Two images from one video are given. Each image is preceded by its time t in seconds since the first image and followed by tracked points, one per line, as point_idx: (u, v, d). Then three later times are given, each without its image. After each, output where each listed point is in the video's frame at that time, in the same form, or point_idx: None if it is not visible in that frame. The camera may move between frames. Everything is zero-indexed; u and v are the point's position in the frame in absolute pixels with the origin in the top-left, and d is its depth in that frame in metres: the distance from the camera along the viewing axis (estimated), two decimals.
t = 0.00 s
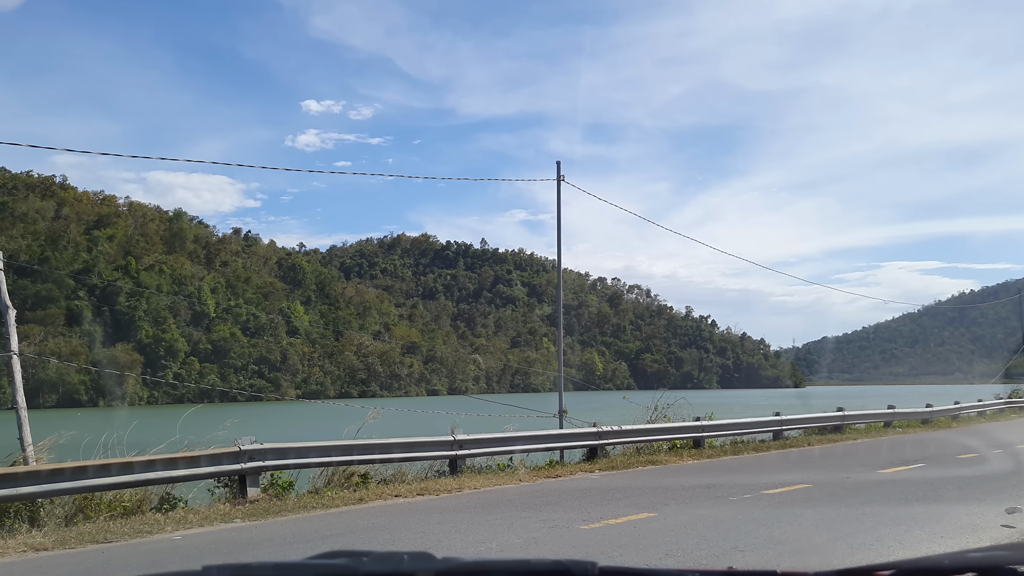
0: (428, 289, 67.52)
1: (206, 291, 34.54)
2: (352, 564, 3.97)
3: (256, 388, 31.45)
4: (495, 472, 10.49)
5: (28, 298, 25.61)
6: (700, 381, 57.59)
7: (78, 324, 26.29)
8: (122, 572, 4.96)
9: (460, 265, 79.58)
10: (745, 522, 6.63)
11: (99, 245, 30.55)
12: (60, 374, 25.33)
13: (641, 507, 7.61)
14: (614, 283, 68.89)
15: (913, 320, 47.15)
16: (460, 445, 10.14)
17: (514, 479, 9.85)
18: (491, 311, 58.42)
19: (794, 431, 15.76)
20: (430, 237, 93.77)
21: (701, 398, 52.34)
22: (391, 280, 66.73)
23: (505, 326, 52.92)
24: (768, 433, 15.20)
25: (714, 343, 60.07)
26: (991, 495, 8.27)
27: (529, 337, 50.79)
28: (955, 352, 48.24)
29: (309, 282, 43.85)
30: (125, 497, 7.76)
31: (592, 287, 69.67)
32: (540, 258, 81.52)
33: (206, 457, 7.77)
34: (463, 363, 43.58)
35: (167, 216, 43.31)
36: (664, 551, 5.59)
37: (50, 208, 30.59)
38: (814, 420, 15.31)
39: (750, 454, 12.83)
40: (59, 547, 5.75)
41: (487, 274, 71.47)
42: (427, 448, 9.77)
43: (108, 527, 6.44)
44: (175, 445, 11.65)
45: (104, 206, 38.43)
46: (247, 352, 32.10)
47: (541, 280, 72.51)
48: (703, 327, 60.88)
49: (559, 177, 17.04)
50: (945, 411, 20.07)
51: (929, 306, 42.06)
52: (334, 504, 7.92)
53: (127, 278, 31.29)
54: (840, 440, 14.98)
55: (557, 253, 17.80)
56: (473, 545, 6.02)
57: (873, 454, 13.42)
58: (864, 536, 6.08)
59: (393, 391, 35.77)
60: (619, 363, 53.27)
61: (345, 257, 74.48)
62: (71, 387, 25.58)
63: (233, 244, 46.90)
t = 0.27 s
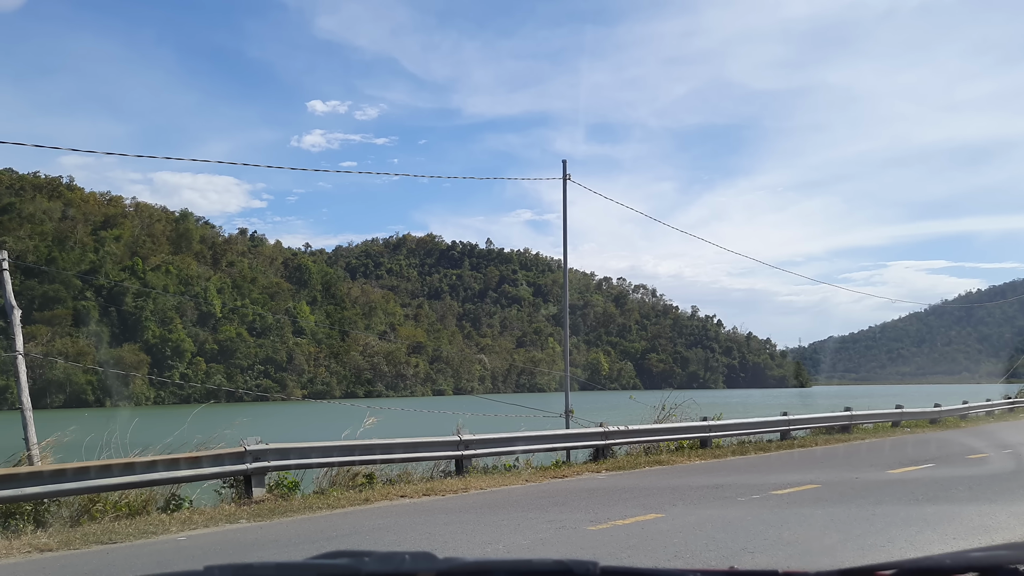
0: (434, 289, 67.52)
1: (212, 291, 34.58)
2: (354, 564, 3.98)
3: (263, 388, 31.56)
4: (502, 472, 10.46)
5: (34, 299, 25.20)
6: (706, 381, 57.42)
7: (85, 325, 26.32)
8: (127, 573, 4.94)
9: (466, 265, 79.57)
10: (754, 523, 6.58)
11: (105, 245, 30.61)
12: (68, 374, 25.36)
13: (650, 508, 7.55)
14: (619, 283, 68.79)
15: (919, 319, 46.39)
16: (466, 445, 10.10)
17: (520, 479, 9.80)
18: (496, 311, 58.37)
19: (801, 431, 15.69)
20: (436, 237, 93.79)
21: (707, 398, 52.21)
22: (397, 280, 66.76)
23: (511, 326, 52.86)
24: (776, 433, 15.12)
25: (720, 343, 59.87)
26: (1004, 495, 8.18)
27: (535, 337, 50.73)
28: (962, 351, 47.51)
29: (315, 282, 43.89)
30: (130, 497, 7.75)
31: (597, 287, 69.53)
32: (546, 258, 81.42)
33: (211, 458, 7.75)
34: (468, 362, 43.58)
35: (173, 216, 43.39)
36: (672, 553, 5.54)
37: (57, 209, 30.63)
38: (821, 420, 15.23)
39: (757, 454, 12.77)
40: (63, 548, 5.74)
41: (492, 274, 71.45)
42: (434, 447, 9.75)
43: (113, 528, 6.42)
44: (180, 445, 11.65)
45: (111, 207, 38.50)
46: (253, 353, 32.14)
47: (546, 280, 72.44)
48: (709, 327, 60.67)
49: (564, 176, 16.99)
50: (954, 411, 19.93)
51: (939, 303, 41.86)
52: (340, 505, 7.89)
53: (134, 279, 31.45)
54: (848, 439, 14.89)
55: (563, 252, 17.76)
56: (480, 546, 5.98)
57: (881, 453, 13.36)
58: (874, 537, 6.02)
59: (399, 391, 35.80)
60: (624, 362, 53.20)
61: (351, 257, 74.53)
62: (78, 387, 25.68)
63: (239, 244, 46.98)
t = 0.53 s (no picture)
0: (439, 289, 67.59)
1: (218, 291, 34.64)
2: (355, 564, 3.98)
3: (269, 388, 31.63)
4: (507, 473, 10.42)
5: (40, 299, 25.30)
6: (712, 381, 57.31)
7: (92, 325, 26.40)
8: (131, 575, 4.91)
9: (471, 265, 79.62)
10: (763, 524, 6.50)
11: (112, 246, 30.69)
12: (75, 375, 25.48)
13: (657, 509, 7.48)
14: (625, 283, 68.69)
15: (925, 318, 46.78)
16: (471, 445, 10.06)
17: (526, 480, 9.75)
18: (501, 311, 58.38)
19: (808, 431, 15.61)
20: (441, 237, 93.89)
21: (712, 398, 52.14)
22: (402, 280, 66.83)
23: (516, 326, 52.86)
24: (783, 433, 15.05)
25: (726, 343, 59.75)
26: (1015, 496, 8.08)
27: (540, 337, 50.62)
28: (967, 351, 47.78)
29: (321, 282, 43.93)
30: (134, 498, 7.73)
31: (602, 287, 69.46)
32: (551, 258, 81.36)
33: (215, 458, 7.72)
34: (474, 362, 43.56)
35: (179, 217, 43.53)
36: (680, 555, 5.48)
37: (63, 210, 30.70)
38: (829, 420, 15.16)
39: (765, 454, 12.70)
40: (67, 549, 5.72)
41: (497, 274, 71.45)
42: (439, 447, 9.71)
43: (117, 529, 6.39)
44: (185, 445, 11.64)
45: (117, 208, 38.62)
46: (259, 353, 32.21)
47: (552, 279, 72.42)
48: (715, 327, 60.54)
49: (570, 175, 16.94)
50: (961, 410, 19.84)
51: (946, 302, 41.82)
52: (345, 505, 7.86)
53: (141, 280, 31.36)
54: (855, 439, 14.81)
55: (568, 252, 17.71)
56: (486, 548, 5.92)
57: (889, 454, 13.27)
58: (885, 539, 5.95)
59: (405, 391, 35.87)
60: (629, 362, 53.19)
61: (357, 257, 74.64)
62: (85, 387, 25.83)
63: (245, 245, 47.10)
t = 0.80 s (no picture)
0: (444, 289, 67.61)
1: (224, 292, 34.68)
2: (356, 564, 4.25)
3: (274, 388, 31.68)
4: (513, 473, 10.39)
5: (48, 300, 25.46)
6: (717, 381, 57.29)
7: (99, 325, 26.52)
8: None
9: (476, 265, 79.60)
10: (771, 526, 6.45)
11: (118, 247, 30.75)
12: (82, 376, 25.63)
13: (664, 509, 7.42)
14: (629, 283, 68.61)
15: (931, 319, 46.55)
16: (476, 445, 10.02)
17: (532, 480, 9.71)
18: (506, 311, 58.36)
19: (815, 431, 15.55)
20: (445, 237, 93.90)
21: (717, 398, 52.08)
22: (407, 281, 66.87)
23: (521, 326, 52.82)
24: (789, 433, 14.99)
25: (731, 343, 59.68)
26: None
27: (545, 337, 50.52)
28: (975, 351, 46.87)
29: (326, 282, 43.96)
30: (139, 498, 7.73)
31: (607, 287, 69.35)
32: (555, 258, 81.25)
33: (219, 458, 7.70)
34: (478, 363, 43.54)
35: (184, 218, 43.59)
36: (687, 557, 5.44)
37: (69, 211, 30.75)
38: (835, 420, 15.10)
39: (771, 454, 12.67)
40: (71, 550, 5.71)
41: (502, 274, 71.43)
42: (445, 447, 9.69)
43: (121, 530, 6.40)
44: (191, 445, 11.64)
45: (123, 209, 38.68)
46: (265, 353, 32.23)
47: (556, 280, 72.41)
48: (720, 327, 60.42)
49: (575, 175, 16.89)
50: (969, 410, 19.72)
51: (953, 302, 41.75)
52: (349, 506, 7.84)
53: (146, 280, 31.47)
54: (861, 440, 14.74)
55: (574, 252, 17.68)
56: (492, 549, 5.88)
57: (897, 454, 13.21)
58: (894, 541, 5.92)
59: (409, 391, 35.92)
60: (634, 363, 53.18)
61: (362, 258, 74.70)
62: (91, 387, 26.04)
63: (250, 245, 47.17)
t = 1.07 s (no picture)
0: (448, 290, 67.63)
1: (229, 292, 34.70)
2: (356, 564, 4.39)
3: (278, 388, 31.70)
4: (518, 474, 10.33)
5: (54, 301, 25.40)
6: (722, 381, 57.24)
7: (104, 325, 26.55)
8: None
9: (480, 265, 79.59)
10: (780, 528, 6.37)
11: (123, 247, 30.81)
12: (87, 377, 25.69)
13: (671, 512, 7.28)
14: (634, 283, 68.54)
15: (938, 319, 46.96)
16: (481, 446, 9.98)
17: (537, 481, 9.65)
18: (510, 311, 58.35)
19: (821, 432, 15.46)
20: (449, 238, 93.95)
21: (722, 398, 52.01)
22: (411, 281, 66.91)
23: (525, 326, 52.79)
24: (795, 433, 14.91)
25: (735, 343, 59.61)
26: None
27: (549, 337, 50.42)
28: (980, 352, 47.48)
29: (330, 283, 43.97)
30: (141, 500, 7.71)
31: (611, 287, 69.26)
32: (560, 259, 81.24)
33: (222, 459, 7.67)
34: (483, 363, 43.51)
35: (189, 219, 43.66)
36: (696, 560, 5.38)
37: (75, 212, 30.81)
38: (841, 421, 15.01)
39: (778, 455, 12.59)
40: (72, 552, 5.68)
41: (507, 274, 71.42)
42: (449, 448, 9.64)
43: (123, 532, 6.37)
44: (193, 445, 11.60)
45: (128, 209, 38.76)
46: (269, 353, 32.26)
47: (560, 280, 72.35)
48: (724, 327, 60.38)
49: (580, 175, 16.82)
50: (976, 411, 19.63)
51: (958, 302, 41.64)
52: (353, 507, 7.79)
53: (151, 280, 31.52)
54: (868, 441, 14.64)
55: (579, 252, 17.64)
56: (498, 551, 5.81)
57: (905, 454, 13.11)
58: (906, 544, 5.83)
59: (413, 391, 35.94)
60: (639, 363, 53.16)
61: (366, 258, 74.76)
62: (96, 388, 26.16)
63: (255, 246, 47.24)
